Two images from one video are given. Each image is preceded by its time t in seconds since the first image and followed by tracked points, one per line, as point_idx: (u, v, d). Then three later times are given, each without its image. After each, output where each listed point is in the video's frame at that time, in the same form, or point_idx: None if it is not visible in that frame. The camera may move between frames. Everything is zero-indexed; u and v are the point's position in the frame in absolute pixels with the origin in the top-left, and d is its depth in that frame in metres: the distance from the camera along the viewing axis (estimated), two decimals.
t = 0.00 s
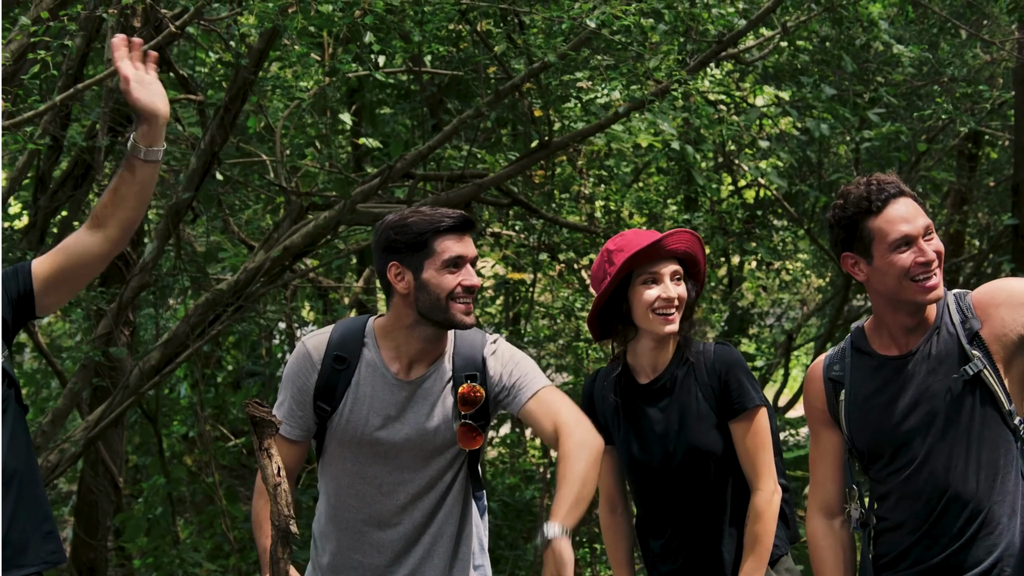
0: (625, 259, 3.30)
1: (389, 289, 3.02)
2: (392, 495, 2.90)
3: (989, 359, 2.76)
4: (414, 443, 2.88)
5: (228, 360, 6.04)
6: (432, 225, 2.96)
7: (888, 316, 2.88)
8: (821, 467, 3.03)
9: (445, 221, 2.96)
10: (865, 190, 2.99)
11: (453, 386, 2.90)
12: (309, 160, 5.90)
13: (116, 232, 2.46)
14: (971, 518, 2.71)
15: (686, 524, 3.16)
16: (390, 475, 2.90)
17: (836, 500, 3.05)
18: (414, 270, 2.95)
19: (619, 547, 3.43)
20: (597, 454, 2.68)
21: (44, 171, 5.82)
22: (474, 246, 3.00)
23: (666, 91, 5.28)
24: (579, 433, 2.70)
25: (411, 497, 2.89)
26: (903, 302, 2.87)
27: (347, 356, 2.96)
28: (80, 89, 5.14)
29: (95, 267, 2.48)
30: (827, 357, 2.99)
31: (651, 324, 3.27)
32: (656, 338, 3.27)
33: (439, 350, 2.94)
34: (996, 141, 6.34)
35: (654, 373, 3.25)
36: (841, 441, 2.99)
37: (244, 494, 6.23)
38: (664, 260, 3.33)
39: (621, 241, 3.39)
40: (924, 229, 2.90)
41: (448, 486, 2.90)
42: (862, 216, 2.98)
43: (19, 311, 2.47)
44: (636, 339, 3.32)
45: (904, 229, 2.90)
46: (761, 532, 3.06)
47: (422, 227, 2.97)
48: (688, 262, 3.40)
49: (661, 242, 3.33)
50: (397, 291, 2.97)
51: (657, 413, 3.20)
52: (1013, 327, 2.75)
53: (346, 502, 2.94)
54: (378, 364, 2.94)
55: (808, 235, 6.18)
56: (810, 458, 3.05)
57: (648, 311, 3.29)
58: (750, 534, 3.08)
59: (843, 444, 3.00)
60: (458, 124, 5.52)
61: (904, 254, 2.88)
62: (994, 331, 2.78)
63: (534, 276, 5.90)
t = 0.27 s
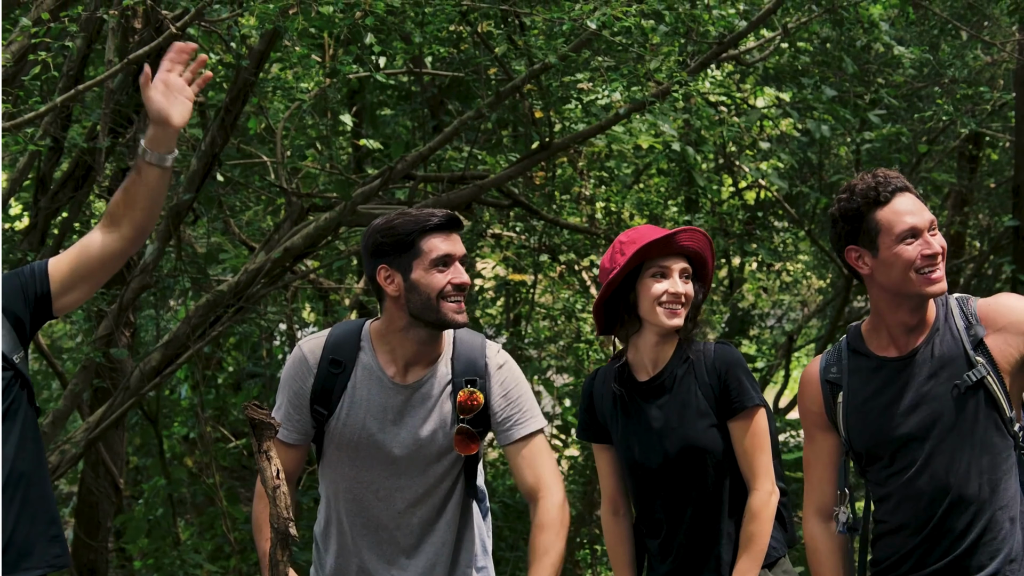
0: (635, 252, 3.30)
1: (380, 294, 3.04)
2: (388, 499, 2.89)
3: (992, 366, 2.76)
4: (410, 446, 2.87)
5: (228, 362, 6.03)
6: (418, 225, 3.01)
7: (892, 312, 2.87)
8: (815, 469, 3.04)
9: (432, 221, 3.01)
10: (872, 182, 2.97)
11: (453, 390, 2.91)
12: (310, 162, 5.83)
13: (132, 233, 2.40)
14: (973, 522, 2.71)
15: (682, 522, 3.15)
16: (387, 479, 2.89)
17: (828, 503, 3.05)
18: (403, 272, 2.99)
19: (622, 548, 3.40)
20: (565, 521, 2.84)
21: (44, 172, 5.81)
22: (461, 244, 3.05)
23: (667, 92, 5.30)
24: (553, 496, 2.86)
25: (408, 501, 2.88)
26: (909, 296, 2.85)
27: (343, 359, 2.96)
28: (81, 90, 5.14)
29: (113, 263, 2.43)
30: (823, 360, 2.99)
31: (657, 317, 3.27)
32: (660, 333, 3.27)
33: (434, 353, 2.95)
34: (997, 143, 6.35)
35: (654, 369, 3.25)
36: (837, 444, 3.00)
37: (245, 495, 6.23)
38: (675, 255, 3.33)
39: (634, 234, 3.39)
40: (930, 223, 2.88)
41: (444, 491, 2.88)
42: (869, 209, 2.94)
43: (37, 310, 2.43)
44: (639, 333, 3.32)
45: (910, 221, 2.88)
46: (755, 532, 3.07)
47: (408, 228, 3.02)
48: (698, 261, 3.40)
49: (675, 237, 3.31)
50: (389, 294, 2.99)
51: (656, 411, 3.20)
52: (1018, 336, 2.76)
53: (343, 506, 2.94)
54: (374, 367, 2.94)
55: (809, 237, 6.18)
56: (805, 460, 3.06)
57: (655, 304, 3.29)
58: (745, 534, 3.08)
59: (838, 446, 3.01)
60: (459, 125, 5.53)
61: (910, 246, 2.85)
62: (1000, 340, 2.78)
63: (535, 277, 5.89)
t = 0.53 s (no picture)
0: (643, 247, 3.35)
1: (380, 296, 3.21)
2: (388, 503, 3.07)
3: (1001, 375, 2.78)
4: (409, 452, 3.06)
5: (228, 363, 6.01)
6: (418, 228, 3.17)
7: (899, 309, 2.90)
8: (810, 470, 3.06)
9: (431, 224, 3.18)
10: (881, 179, 3.00)
11: (454, 393, 3.10)
12: (311, 163, 5.84)
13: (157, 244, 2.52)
14: (977, 527, 2.73)
15: (681, 522, 3.17)
16: (387, 485, 3.06)
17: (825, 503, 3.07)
18: (402, 274, 3.16)
19: (622, 552, 3.37)
20: (521, 544, 3.15)
21: (45, 172, 5.80)
22: (460, 247, 3.22)
23: (668, 94, 5.33)
24: (517, 523, 3.15)
25: (407, 505, 3.06)
26: (917, 293, 2.88)
27: (343, 362, 3.12)
28: (83, 90, 5.14)
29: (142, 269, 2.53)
30: (825, 360, 3.01)
31: (662, 312, 3.31)
32: (664, 329, 3.31)
33: (434, 356, 3.13)
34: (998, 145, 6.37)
35: (653, 368, 3.29)
36: (836, 444, 3.02)
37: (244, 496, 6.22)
38: (681, 253, 3.38)
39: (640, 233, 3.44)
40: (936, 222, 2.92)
41: (441, 495, 3.08)
42: (881, 206, 2.97)
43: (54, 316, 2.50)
44: (641, 329, 3.36)
45: (919, 218, 2.91)
46: (754, 532, 3.09)
47: (409, 231, 3.18)
48: (702, 263, 3.44)
49: (680, 234, 3.36)
50: (388, 297, 3.17)
51: (655, 410, 3.22)
52: None
53: (345, 509, 3.11)
54: (374, 370, 3.11)
55: (810, 238, 6.17)
56: (801, 459, 3.07)
57: (660, 300, 3.34)
58: (744, 535, 3.10)
59: (837, 448, 3.03)
60: (460, 126, 5.53)
61: (917, 243, 2.88)
62: (1009, 351, 2.80)
63: (535, 278, 5.89)
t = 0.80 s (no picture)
0: (644, 244, 3.36)
1: (382, 296, 3.21)
2: (385, 503, 3.07)
3: (1005, 379, 2.77)
4: (409, 452, 3.06)
5: (228, 362, 5.99)
6: (423, 230, 3.17)
7: (909, 307, 2.90)
8: (809, 465, 3.09)
9: (436, 227, 3.17)
10: (898, 178, 2.97)
11: (456, 394, 3.11)
12: (310, 162, 5.84)
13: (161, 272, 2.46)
14: (978, 528, 2.74)
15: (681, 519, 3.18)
16: (385, 484, 3.07)
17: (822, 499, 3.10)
18: (406, 275, 3.15)
19: (620, 548, 3.39)
20: (508, 541, 3.25)
21: (45, 172, 5.80)
22: (464, 249, 3.22)
23: (668, 93, 5.32)
24: (507, 521, 3.24)
25: (404, 506, 3.07)
26: (927, 292, 2.88)
27: (343, 362, 3.11)
28: (83, 90, 5.14)
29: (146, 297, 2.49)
30: (829, 355, 3.01)
31: (662, 309, 3.33)
32: (664, 327, 3.33)
33: (434, 357, 3.14)
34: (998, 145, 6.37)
35: (654, 365, 3.31)
36: (836, 440, 3.05)
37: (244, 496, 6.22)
38: (681, 250, 3.40)
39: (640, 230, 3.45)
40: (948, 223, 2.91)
41: (439, 495, 3.10)
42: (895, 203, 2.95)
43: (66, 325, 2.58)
44: (643, 326, 3.38)
45: (932, 218, 2.89)
46: (755, 530, 3.11)
47: (413, 233, 3.17)
48: (702, 261, 3.46)
49: (681, 232, 3.40)
50: (391, 297, 3.16)
51: (654, 407, 3.24)
52: None
53: (342, 509, 3.11)
54: (374, 370, 3.11)
55: (810, 238, 6.16)
56: (800, 454, 3.10)
57: (660, 297, 3.35)
58: (745, 532, 3.13)
59: (835, 443, 3.06)
60: (460, 126, 5.53)
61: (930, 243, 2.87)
62: (1014, 355, 2.79)
63: (535, 278, 5.88)
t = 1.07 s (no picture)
0: (642, 243, 3.40)
1: (378, 294, 3.22)
2: (382, 500, 3.07)
3: (998, 378, 2.78)
4: (406, 449, 3.07)
5: (226, 360, 5.98)
6: (419, 228, 3.19)
7: (899, 308, 2.90)
8: (805, 463, 3.08)
9: (432, 224, 3.20)
10: (891, 177, 2.97)
11: (452, 392, 3.12)
12: (308, 160, 5.88)
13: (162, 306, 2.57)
14: (973, 526, 2.76)
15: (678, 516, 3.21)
16: (382, 481, 3.07)
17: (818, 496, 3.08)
18: (402, 273, 3.17)
19: (618, 546, 3.41)
20: (513, 538, 3.30)
21: (42, 169, 5.79)
22: (460, 248, 3.24)
23: (666, 91, 5.30)
24: (510, 517, 3.27)
25: (401, 503, 3.07)
26: (916, 293, 2.88)
27: (340, 359, 3.11)
28: (81, 87, 5.13)
29: (138, 329, 2.56)
30: (824, 353, 3.00)
31: (659, 307, 3.36)
32: (662, 325, 3.35)
33: (431, 353, 3.14)
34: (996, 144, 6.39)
35: (653, 363, 3.33)
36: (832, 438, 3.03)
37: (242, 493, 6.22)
38: (678, 248, 3.43)
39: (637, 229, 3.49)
40: (942, 224, 2.90)
41: (436, 493, 3.10)
42: (887, 203, 2.95)
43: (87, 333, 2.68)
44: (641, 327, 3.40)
45: (924, 219, 2.90)
46: (753, 527, 3.13)
47: (409, 230, 3.20)
48: (699, 259, 3.50)
49: (678, 231, 3.43)
50: (386, 295, 3.18)
51: (654, 406, 3.26)
52: None
53: (338, 506, 3.11)
54: (371, 367, 3.11)
55: (808, 236, 6.14)
56: (796, 452, 3.08)
57: (658, 295, 3.38)
58: (744, 528, 3.14)
59: (832, 443, 3.04)
60: (458, 123, 5.53)
61: (920, 244, 2.87)
62: (1006, 353, 2.80)
63: (533, 275, 5.88)
